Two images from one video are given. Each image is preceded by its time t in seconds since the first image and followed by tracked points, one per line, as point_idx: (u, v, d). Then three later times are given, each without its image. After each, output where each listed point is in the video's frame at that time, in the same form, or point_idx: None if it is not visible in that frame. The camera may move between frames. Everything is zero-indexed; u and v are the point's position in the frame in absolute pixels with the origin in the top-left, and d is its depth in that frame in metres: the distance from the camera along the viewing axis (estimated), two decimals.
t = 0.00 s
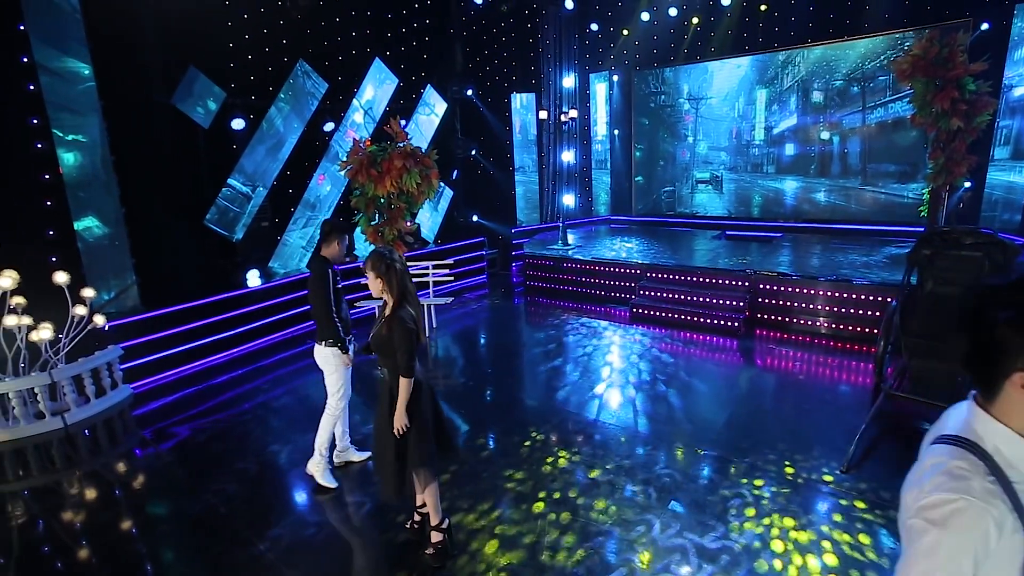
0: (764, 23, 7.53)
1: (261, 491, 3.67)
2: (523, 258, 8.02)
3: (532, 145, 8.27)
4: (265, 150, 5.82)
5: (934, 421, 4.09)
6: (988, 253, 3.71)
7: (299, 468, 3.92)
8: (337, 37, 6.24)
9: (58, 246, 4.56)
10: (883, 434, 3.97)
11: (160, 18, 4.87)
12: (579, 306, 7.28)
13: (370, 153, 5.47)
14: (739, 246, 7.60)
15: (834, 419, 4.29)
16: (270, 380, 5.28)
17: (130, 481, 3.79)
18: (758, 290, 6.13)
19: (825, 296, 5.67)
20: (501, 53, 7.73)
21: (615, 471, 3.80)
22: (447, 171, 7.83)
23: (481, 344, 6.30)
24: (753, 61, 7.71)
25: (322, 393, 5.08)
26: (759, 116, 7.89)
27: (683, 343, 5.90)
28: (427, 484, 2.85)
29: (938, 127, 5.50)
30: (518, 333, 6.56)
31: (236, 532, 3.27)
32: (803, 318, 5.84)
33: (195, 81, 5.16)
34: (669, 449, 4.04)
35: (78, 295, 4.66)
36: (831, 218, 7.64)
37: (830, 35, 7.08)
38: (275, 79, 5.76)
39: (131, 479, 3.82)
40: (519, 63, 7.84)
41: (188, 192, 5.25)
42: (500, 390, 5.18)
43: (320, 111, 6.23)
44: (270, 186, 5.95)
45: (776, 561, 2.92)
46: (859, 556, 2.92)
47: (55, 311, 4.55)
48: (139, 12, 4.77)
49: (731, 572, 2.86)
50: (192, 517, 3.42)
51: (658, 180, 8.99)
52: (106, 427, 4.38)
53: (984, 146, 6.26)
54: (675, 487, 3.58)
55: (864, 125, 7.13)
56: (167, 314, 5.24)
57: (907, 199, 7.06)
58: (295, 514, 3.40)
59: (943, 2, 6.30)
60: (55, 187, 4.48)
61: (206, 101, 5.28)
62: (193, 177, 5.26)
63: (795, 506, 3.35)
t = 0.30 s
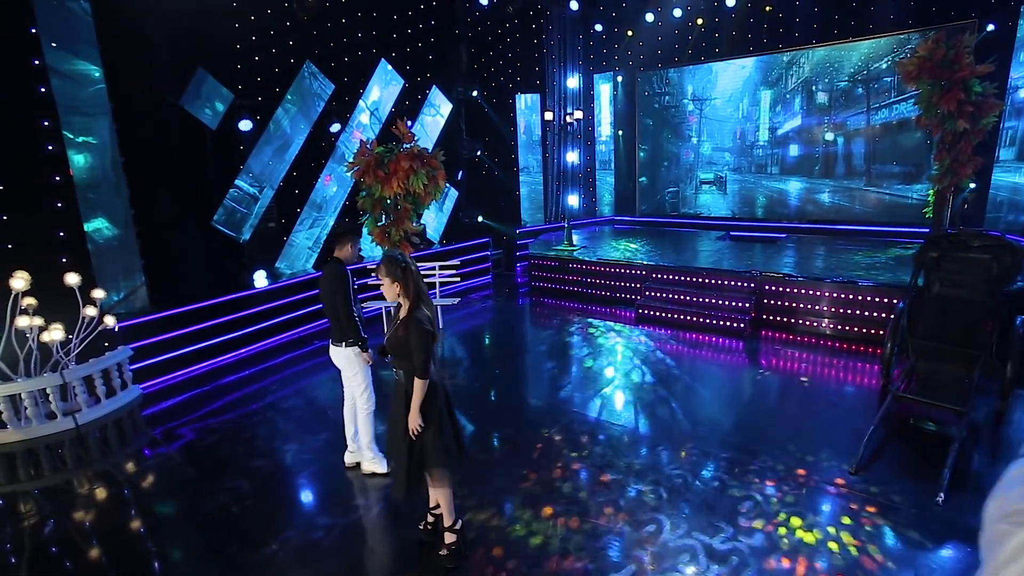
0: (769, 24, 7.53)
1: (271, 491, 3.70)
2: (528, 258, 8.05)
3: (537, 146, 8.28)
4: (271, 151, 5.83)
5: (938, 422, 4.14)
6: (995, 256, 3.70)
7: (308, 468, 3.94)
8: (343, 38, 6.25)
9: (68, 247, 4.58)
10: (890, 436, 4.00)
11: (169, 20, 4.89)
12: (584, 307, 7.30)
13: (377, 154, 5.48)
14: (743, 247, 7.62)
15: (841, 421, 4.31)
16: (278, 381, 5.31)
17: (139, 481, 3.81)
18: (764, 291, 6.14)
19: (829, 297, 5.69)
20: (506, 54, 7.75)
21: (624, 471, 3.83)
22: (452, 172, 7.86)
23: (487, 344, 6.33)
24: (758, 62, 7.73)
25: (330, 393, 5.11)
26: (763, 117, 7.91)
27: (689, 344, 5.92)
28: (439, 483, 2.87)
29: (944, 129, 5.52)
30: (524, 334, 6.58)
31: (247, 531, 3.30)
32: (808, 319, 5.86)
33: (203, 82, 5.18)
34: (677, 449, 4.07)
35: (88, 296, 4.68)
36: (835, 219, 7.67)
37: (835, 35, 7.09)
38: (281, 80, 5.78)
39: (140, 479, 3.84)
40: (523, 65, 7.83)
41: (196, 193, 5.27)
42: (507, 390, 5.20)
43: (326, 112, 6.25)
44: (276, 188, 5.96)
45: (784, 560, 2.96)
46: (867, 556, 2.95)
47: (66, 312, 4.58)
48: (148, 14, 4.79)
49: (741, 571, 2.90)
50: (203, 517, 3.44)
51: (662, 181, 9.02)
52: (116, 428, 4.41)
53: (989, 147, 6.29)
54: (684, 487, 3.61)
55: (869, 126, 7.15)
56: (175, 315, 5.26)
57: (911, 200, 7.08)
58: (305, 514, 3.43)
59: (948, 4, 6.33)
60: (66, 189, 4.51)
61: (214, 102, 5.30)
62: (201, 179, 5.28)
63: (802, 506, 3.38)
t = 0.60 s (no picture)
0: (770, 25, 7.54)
1: (278, 492, 3.72)
2: (530, 258, 8.07)
3: (538, 146, 8.28)
4: (274, 152, 5.84)
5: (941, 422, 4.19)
6: (997, 257, 3.77)
7: (313, 469, 3.96)
8: (345, 39, 6.26)
9: (72, 249, 4.57)
10: (893, 437, 4.04)
11: (172, 21, 4.89)
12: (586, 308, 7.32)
13: (381, 155, 5.51)
14: (743, 247, 7.67)
15: (843, 421, 4.34)
16: (282, 381, 5.33)
17: (145, 482, 3.82)
18: (765, 292, 6.18)
19: (830, 297, 5.73)
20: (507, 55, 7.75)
21: (628, 471, 3.85)
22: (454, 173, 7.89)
23: (489, 345, 6.35)
24: (758, 62, 7.75)
25: (334, 394, 5.12)
26: (763, 118, 7.95)
27: (691, 344, 5.96)
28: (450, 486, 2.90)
29: (943, 131, 5.58)
30: (526, 334, 6.61)
31: (254, 532, 3.32)
32: (809, 319, 5.90)
33: (207, 84, 5.19)
34: (681, 449, 4.10)
35: (94, 297, 4.68)
36: (835, 220, 7.71)
37: (835, 37, 7.12)
38: (284, 81, 5.78)
39: (146, 480, 3.85)
40: (523, 66, 7.85)
41: (199, 194, 5.27)
42: (511, 390, 5.22)
43: (329, 113, 6.26)
44: (279, 188, 5.97)
45: (789, 558, 2.99)
46: (870, 554, 2.99)
47: (70, 313, 4.58)
48: (152, 16, 4.79)
49: (746, 569, 2.93)
50: (210, 518, 3.45)
51: (662, 181, 9.06)
52: (121, 429, 4.42)
53: (988, 148, 6.36)
54: (688, 487, 3.64)
55: (868, 127, 7.20)
56: (179, 316, 5.26)
57: (910, 201, 7.13)
58: (312, 514, 3.45)
59: (948, 5, 6.37)
60: (71, 190, 4.51)
61: (217, 104, 5.30)
62: (205, 180, 5.29)
63: (806, 505, 3.42)
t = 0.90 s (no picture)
0: (764, 27, 7.59)
1: (280, 494, 3.72)
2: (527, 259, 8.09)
3: (534, 147, 8.24)
4: (272, 153, 5.84)
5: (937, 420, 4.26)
6: (990, 257, 3.87)
7: (315, 471, 3.96)
8: (342, 40, 6.25)
9: (70, 251, 4.53)
10: (891, 435, 4.10)
11: (169, 22, 4.87)
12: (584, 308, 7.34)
13: (379, 157, 5.54)
14: (738, 247, 7.73)
15: (840, 420, 4.40)
16: (281, 383, 5.32)
17: (144, 485, 3.81)
18: (762, 292, 6.23)
19: (824, 296, 5.81)
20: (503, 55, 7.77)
21: (629, 470, 3.89)
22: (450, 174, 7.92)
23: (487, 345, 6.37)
24: (752, 64, 7.81)
25: (334, 395, 5.13)
26: (757, 119, 8.02)
27: (689, 344, 6.00)
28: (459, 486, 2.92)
29: (935, 132, 5.66)
30: (523, 334, 6.64)
31: (256, 535, 3.32)
32: (804, 319, 5.97)
33: (204, 85, 5.17)
34: (681, 448, 4.14)
35: (92, 300, 4.65)
36: (828, 219, 7.80)
37: (829, 39, 7.18)
38: (281, 82, 5.77)
39: (145, 483, 3.83)
40: (519, 66, 7.86)
41: (197, 195, 5.26)
42: (511, 390, 5.25)
43: (326, 114, 6.25)
44: (277, 189, 5.96)
45: (788, 555, 3.04)
46: (866, 550, 3.04)
47: (68, 316, 4.55)
48: (149, 16, 4.76)
49: (746, 566, 2.98)
50: (212, 521, 3.45)
51: (657, 182, 9.12)
52: (121, 431, 4.40)
53: (979, 149, 6.47)
54: (687, 486, 3.68)
55: (861, 128, 7.28)
56: (176, 319, 5.21)
57: (902, 201, 7.22)
58: (315, 516, 3.46)
59: (939, 8, 6.45)
60: (69, 192, 4.47)
61: (215, 105, 5.29)
62: (203, 181, 5.28)
63: (803, 502, 3.47)
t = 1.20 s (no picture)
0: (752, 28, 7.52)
1: (275, 497, 3.71)
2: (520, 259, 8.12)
3: (525, 147, 8.40)
4: (264, 154, 5.83)
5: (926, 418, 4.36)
6: (974, 257, 3.97)
7: (310, 474, 3.96)
8: (333, 41, 6.22)
9: (59, 254, 4.45)
10: (882, 432, 4.19)
11: (159, 22, 4.83)
12: (577, 309, 7.38)
13: (373, 158, 5.55)
14: (728, 247, 7.82)
15: (831, 417, 4.47)
16: (274, 386, 5.30)
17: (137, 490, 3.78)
18: (753, 291, 6.31)
19: (813, 295, 5.91)
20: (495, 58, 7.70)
21: (624, 469, 3.93)
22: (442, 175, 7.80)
23: (480, 346, 6.39)
24: (740, 66, 7.90)
25: (328, 397, 5.12)
26: (746, 119, 8.12)
27: (681, 343, 6.07)
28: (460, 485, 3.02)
29: (920, 134, 5.77)
30: (517, 334, 6.67)
31: (253, 540, 3.30)
32: (794, 318, 6.06)
33: (195, 86, 5.15)
34: (675, 446, 4.19)
35: (83, 304, 4.59)
36: (815, 219, 7.93)
37: (815, 41, 7.17)
38: (272, 83, 5.75)
39: (138, 488, 3.80)
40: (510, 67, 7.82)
41: (188, 197, 5.23)
42: (506, 390, 5.28)
43: (318, 115, 6.23)
44: (269, 191, 5.95)
45: (781, 552, 3.09)
46: (855, 544, 3.12)
47: (58, 320, 4.48)
48: (138, 16, 4.72)
49: (741, 561, 3.04)
50: (207, 526, 3.44)
51: (647, 182, 9.21)
52: (110, 438, 4.34)
53: (961, 151, 6.75)
54: (681, 484, 3.73)
55: (847, 129, 7.41)
56: (168, 323, 5.15)
57: (887, 201, 7.36)
58: (312, 520, 3.46)
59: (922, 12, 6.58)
60: (58, 195, 4.38)
61: (206, 106, 5.28)
62: (194, 184, 5.25)
63: (795, 499, 3.53)
